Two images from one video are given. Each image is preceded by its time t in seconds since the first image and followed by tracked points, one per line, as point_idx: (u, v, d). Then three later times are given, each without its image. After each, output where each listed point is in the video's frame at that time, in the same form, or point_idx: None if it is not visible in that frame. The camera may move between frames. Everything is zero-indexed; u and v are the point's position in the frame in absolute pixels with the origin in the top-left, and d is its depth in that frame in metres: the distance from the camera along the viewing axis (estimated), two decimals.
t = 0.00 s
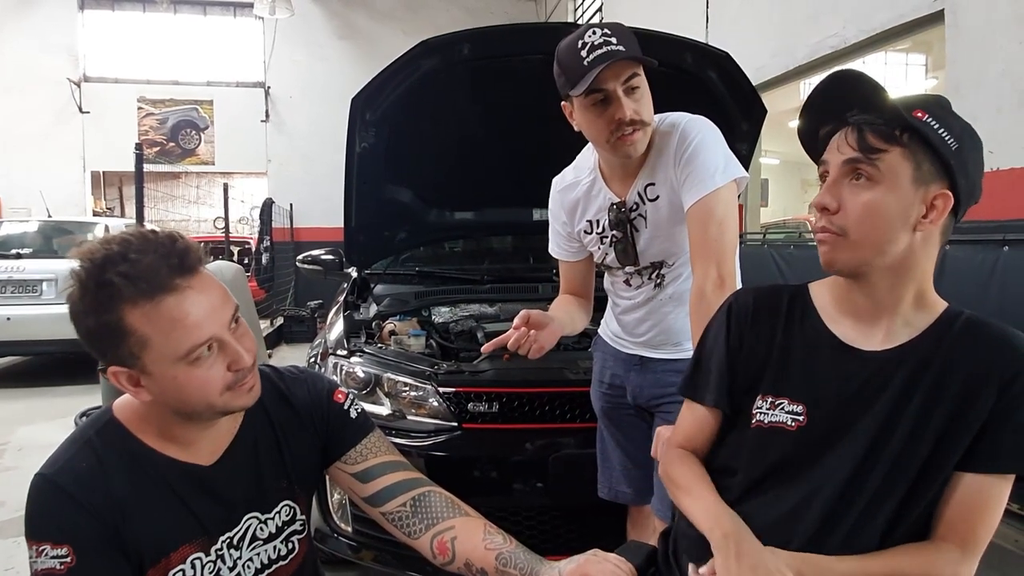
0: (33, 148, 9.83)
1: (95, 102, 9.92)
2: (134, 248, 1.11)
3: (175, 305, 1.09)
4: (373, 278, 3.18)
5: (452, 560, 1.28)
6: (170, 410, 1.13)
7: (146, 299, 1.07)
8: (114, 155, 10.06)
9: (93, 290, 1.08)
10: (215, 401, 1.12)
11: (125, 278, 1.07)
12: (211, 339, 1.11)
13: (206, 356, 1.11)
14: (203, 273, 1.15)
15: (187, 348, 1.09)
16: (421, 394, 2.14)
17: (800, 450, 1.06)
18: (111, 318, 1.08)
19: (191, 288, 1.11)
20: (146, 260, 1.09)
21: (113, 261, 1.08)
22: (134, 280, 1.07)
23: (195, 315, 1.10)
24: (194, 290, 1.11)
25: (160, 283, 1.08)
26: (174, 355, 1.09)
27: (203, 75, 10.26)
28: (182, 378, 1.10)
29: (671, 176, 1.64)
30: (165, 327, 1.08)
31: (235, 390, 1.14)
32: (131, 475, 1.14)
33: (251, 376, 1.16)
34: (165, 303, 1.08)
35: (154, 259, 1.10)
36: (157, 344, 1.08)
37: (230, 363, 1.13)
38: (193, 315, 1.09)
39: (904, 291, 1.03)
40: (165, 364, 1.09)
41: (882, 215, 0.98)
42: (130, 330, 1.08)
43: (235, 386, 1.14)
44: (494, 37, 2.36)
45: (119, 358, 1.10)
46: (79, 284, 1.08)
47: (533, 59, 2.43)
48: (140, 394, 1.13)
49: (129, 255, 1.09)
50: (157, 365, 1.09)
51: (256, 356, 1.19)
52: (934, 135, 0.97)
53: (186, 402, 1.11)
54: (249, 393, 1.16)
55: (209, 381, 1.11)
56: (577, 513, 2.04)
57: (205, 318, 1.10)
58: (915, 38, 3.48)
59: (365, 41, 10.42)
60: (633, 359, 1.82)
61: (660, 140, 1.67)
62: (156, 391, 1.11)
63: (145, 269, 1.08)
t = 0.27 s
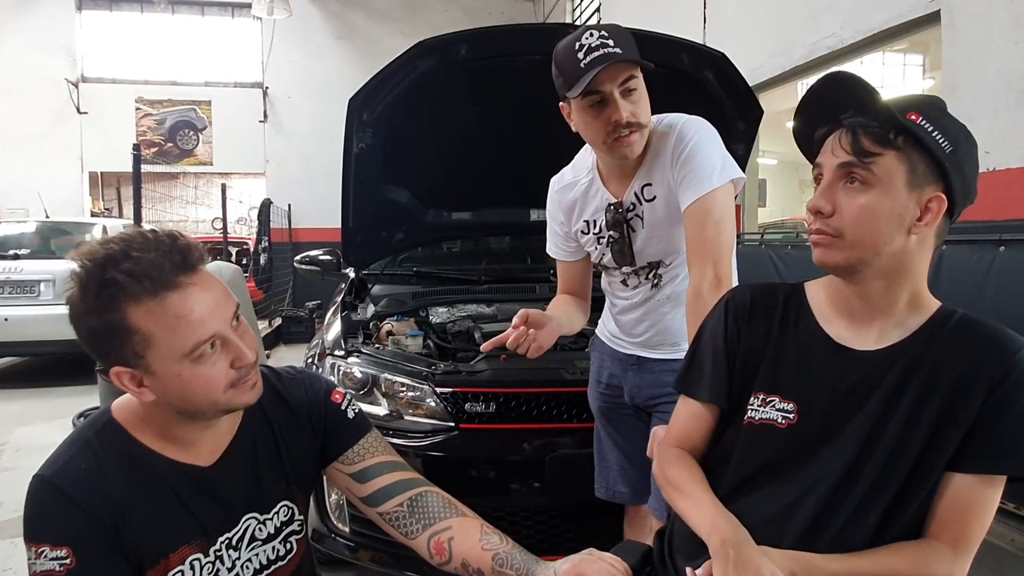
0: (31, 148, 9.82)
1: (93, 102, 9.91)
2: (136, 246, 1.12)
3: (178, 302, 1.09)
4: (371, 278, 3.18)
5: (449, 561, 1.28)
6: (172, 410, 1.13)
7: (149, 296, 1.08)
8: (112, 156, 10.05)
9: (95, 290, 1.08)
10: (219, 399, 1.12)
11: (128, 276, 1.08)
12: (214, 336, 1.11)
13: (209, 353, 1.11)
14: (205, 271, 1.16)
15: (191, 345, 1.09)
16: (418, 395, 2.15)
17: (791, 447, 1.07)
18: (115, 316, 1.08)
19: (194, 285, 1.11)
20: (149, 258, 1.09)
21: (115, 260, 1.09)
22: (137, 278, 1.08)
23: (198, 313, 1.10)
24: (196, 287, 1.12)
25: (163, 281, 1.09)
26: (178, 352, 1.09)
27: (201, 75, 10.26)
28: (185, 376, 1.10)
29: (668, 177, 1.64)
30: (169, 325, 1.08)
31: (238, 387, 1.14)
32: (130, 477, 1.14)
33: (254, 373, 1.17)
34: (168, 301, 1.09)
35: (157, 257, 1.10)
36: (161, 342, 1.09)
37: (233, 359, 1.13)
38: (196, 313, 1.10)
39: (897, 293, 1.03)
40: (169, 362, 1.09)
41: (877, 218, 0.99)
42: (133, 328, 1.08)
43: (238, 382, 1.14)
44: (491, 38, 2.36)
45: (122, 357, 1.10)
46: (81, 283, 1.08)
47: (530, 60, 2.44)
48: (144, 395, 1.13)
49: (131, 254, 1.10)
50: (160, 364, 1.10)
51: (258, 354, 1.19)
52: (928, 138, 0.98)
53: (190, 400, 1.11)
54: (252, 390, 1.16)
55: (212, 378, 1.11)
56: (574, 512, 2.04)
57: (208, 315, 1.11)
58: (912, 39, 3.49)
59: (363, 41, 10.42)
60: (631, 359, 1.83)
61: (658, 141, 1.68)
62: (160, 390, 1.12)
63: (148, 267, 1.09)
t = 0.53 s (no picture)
0: (29, 148, 9.80)
1: (91, 101, 9.90)
2: (144, 246, 1.12)
3: (184, 301, 1.09)
4: (370, 278, 3.18)
5: (450, 560, 1.28)
6: (177, 408, 1.13)
7: (156, 294, 1.08)
8: (111, 155, 10.04)
9: (103, 289, 1.08)
10: (224, 397, 1.12)
11: (136, 274, 1.08)
12: (220, 335, 1.12)
13: (214, 352, 1.11)
14: (211, 271, 1.16)
15: (196, 343, 1.10)
16: (418, 394, 2.15)
17: (787, 443, 1.07)
18: (121, 314, 1.08)
19: (201, 284, 1.12)
20: (157, 257, 1.10)
21: (122, 258, 1.09)
22: (145, 276, 1.08)
23: (204, 312, 1.10)
24: (203, 285, 1.12)
25: (170, 280, 1.09)
26: (184, 351, 1.09)
27: (199, 75, 10.25)
28: (190, 375, 1.10)
29: (667, 178, 1.64)
30: (175, 323, 1.09)
31: (242, 386, 1.14)
32: (134, 476, 1.14)
33: (258, 372, 1.17)
34: (175, 299, 1.09)
35: (164, 255, 1.11)
36: (167, 341, 1.09)
37: (238, 358, 1.13)
38: (202, 312, 1.10)
39: (891, 292, 1.04)
40: (175, 360, 1.09)
41: (872, 221, 0.99)
42: (140, 326, 1.08)
43: (243, 381, 1.14)
44: (491, 38, 2.37)
45: (128, 355, 1.10)
46: (89, 282, 1.09)
47: (530, 60, 2.44)
48: (149, 393, 1.13)
49: (139, 253, 1.10)
50: (166, 362, 1.10)
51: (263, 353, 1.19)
52: (923, 141, 0.98)
53: (196, 399, 1.11)
54: (257, 388, 1.16)
55: (217, 377, 1.11)
56: (574, 511, 2.05)
57: (214, 314, 1.11)
58: (911, 39, 3.49)
59: (361, 41, 10.42)
60: (631, 359, 1.83)
61: (658, 143, 1.68)
62: (166, 388, 1.12)
63: (155, 265, 1.09)
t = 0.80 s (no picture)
0: (28, 148, 9.79)
1: (90, 102, 9.89)
2: (147, 243, 1.13)
3: (187, 298, 1.10)
4: (370, 278, 3.18)
5: (451, 560, 1.29)
6: (179, 407, 1.13)
7: (158, 291, 1.08)
8: (109, 156, 10.04)
9: (106, 286, 1.08)
10: (226, 395, 1.12)
11: (140, 272, 1.08)
12: (222, 332, 1.12)
13: (216, 349, 1.11)
14: (214, 269, 1.16)
15: (199, 340, 1.10)
16: (417, 394, 2.15)
17: (782, 445, 1.08)
18: (124, 311, 1.08)
19: (204, 282, 1.12)
20: (160, 254, 1.10)
21: (126, 256, 1.10)
22: (149, 273, 1.09)
23: (207, 309, 1.11)
24: (206, 283, 1.12)
25: (173, 277, 1.09)
26: (187, 347, 1.10)
27: (198, 75, 10.25)
28: (193, 372, 1.10)
29: (665, 176, 1.64)
30: (178, 320, 1.09)
31: (244, 383, 1.14)
32: (136, 475, 1.14)
33: (260, 370, 1.17)
34: (178, 296, 1.09)
35: (169, 253, 1.11)
36: (170, 338, 1.09)
37: (240, 356, 1.13)
38: (205, 308, 1.10)
39: (881, 289, 1.04)
40: (178, 358, 1.10)
41: (860, 216, 1.00)
42: (143, 323, 1.08)
43: (245, 379, 1.14)
44: (490, 38, 2.37)
45: (131, 353, 1.10)
46: (92, 279, 1.09)
47: (529, 60, 2.44)
48: (152, 390, 1.13)
49: (143, 250, 1.11)
50: (169, 359, 1.10)
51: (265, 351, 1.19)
52: (900, 134, 1.00)
53: (198, 396, 1.11)
54: (259, 386, 1.16)
55: (220, 374, 1.12)
56: (573, 511, 2.05)
57: (217, 311, 1.11)
58: (909, 39, 3.50)
59: (361, 41, 10.42)
60: (629, 359, 1.83)
61: (655, 142, 1.68)
62: (169, 385, 1.12)
63: (160, 262, 1.10)
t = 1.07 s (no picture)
0: (26, 147, 9.77)
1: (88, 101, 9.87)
2: (144, 242, 1.12)
3: (183, 297, 1.09)
4: (368, 277, 3.18)
5: (449, 560, 1.28)
6: (175, 406, 1.13)
7: (153, 290, 1.08)
8: (108, 155, 10.02)
9: (102, 286, 1.08)
10: (222, 394, 1.11)
11: (137, 271, 1.08)
12: (219, 333, 1.11)
13: (213, 349, 1.11)
14: (211, 269, 1.16)
15: (195, 340, 1.09)
16: (416, 394, 2.15)
17: (779, 448, 1.07)
18: (120, 310, 1.08)
19: (201, 282, 1.11)
20: (157, 253, 1.10)
21: (123, 254, 1.09)
22: (145, 272, 1.08)
23: (203, 309, 1.10)
24: (202, 282, 1.12)
25: (169, 276, 1.09)
26: (183, 347, 1.09)
27: (196, 75, 10.24)
28: (189, 372, 1.10)
29: (662, 176, 1.64)
30: (176, 320, 1.08)
31: (241, 383, 1.13)
32: (132, 475, 1.14)
33: (256, 370, 1.16)
34: (175, 296, 1.09)
35: (165, 252, 1.11)
36: (166, 337, 1.09)
37: (237, 356, 1.13)
38: (201, 308, 1.10)
39: (874, 287, 1.04)
40: (174, 358, 1.09)
41: (854, 210, 0.99)
42: (139, 322, 1.08)
43: (242, 379, 1.14)
44: (488, 38, 2.36)
45: (127, 352, 1.10)
46: (87, 279, 1.09)
47: (527, 59, 2.44)
48: (148, 390, 1.12)
49: (139, 249, 1.10)
50: (165, 359, 1.09)
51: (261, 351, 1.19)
52: (892, 130, 1.00)
53: (194, 396, 1.11)
54: (255, 386, 1.16)
55: (216, 374, 1.11)
56: (572, 511, 2.05)
57: (214, 311, 1.11)
58: (908, 39, 3.50)
59: (359, 41, 10.41)
60: (627, 359, 1.83)
61: (652, 141, 1.68)
62: (165, 384, 1.11)
63: (157, 262, 1.09)
